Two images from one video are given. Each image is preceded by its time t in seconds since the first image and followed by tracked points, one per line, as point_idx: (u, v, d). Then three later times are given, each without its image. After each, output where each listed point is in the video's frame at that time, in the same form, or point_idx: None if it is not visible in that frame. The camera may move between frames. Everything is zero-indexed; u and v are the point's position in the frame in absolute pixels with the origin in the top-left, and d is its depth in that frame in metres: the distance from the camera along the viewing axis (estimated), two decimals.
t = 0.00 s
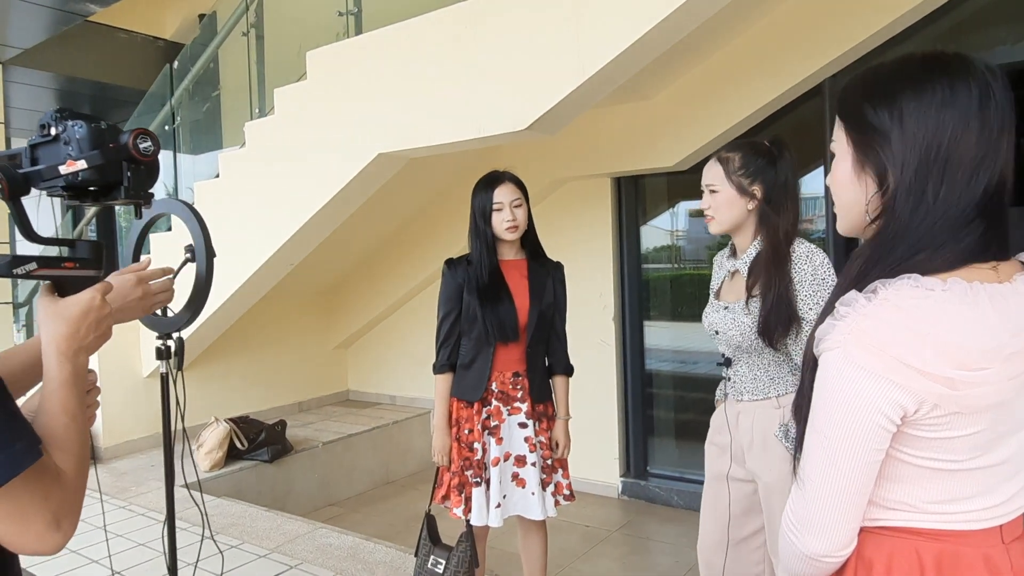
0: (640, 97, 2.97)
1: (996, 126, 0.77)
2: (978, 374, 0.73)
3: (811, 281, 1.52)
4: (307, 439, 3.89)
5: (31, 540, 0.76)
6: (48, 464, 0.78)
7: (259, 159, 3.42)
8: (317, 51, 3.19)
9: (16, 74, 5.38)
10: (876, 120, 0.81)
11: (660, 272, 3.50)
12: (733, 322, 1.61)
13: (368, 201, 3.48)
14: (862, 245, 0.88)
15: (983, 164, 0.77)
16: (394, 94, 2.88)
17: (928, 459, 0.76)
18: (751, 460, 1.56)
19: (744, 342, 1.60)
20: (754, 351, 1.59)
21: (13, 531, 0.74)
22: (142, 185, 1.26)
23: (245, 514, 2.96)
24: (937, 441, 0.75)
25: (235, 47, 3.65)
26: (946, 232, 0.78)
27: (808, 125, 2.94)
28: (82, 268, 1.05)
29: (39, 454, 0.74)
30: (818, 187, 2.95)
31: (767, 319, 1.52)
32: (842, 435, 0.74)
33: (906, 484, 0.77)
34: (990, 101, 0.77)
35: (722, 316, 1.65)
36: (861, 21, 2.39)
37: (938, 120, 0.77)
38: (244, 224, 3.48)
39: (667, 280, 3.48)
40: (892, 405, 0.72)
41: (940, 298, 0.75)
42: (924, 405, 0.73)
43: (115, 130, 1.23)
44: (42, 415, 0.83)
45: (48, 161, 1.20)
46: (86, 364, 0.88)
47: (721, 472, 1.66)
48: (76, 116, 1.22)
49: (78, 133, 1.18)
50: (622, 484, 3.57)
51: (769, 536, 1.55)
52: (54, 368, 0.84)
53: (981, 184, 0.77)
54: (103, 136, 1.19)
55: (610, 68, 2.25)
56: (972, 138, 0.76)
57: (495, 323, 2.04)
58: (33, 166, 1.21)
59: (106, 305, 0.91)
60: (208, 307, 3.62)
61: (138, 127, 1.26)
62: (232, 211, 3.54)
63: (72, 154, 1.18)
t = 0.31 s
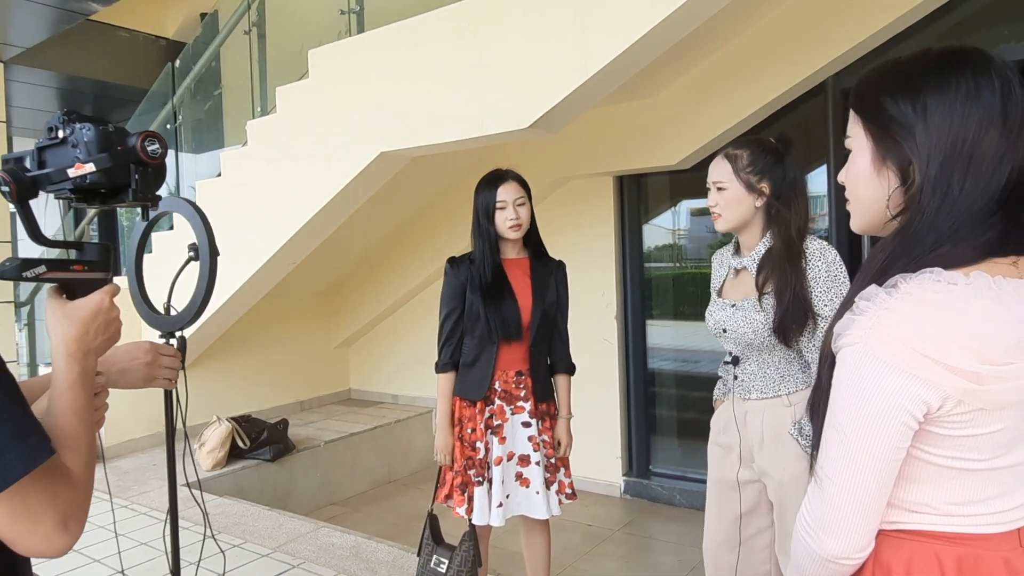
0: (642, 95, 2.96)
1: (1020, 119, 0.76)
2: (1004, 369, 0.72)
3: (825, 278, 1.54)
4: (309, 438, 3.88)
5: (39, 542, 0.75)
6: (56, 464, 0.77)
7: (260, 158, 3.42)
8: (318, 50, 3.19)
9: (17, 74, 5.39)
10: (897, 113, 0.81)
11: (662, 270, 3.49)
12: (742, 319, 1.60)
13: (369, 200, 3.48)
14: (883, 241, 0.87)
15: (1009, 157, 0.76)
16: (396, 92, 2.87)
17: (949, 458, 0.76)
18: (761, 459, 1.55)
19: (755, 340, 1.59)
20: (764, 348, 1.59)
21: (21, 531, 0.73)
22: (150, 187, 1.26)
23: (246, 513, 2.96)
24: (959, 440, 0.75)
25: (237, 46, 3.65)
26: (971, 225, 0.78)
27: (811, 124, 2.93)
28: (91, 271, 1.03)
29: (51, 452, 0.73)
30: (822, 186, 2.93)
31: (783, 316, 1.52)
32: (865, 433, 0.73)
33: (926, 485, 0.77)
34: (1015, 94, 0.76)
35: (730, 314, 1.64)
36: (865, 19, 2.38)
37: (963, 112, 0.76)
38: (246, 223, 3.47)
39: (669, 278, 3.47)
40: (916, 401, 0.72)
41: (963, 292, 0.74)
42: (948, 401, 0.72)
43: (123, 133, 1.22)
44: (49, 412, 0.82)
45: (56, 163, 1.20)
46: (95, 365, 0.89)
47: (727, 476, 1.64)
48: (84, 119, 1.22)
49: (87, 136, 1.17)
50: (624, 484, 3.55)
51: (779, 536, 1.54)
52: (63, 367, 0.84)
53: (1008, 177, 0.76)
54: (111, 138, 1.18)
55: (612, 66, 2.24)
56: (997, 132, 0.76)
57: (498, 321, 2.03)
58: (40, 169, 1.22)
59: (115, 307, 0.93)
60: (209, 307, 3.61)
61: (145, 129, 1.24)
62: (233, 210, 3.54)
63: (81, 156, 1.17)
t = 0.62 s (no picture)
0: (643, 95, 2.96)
1: None
2: (1019, 367, 0.73)
3: (823, 279, 1.51)
4: (309, 437, 3.89)
5: (32, 560, 0.73)
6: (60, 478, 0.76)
7: (260, 157, 3.42)
8: (319, 49, 3.19)
9: (17, 74, 5.41)
10: (906, 111, 0.81)
11: (662, 269, 3.49)
12: (743, 320, 1.61)
13: (369, 199, 3.48)
14: (894, 240, 0.87)
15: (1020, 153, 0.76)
16: (396, 91, 2.87)
17: (964, 459, 0.76)
18: (764, 459, 1.56)
19: (755, 341, 1.59)
20: (765, 349, 1.59)
21: (17, 547, 0.71)
22: (161, 214, 1.23)
23: (248, 513, 2.96)
24: (974, 440, 0.76)
25: (237, 45, 3.65)
26: (982, 223, 0.78)
27: (812, 123, 2.93)
28: (100, 297, 1.01)
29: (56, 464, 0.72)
30: (824, 185, 2.92)
31: (780, 318, 1.51)
32: (880, 433, 0.74)
33: (941, 486, 0.78)
34: None
35: (731, 314, 1.65)
36: (866, 18, 2.38)
37: (971, 110, 0.76)
38: (246, 222, 3.47)
39: (670, 277, 3.47)
40: (930, 400, 0.72)
41: (978, 288, 0.75)
42: (964, 400, 0.73)
43: (135, 160, 1.20)
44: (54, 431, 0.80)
45: (67, 190, 1.18)
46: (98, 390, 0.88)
47: (731, 474, 1.67)
48: (96, 145, 1.20)
49: (99, 163, 1.16)
50: (625, 483, 3.55)
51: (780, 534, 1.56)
52: (68, 388, 0.84)
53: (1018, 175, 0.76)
54: (123, 167, 1.16)
55: (613, 66, 2.24)
56: (1006, 128, 0.76)
57: (499, 321, 2.03)
58: (50, 195, 1.20)
59: (122, 332, 0.93)
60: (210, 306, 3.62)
61: (158, 157, 1.22)
62: (234, 209, 3.54)
63: (92, 184, 1.15)
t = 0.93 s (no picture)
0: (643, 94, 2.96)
1: None
2: None
3: (816, 281, 1.51)
4: (310, 437, 3.89)
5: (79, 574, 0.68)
6: (115, 491, 0.73)
7: (261, 157, 3.42)
8: (319, 49, 3.19)
9: (17, 74, 5.41)
10: (909, 112, 0.82)
11: (662, 269, 3.49)
12: (740, 320, 1.62)
13: (370, 199, 3.48)
14: (900, 240, 0.88)
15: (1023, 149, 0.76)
16: (396, 90, 2.88)
17: (972, 460, 0.78)
18: (759, 459, 1.58)
19: (748, 341, 1.61)
20: (761, 349, 1.61)
21: (66, 554, 0.67)
22: (213, 237, 1.23)
23: (249, 512, 2.96)
24: (981, 440, 0.77)
25: (238, 45, 3.65)
26: (986, 221, 0.78)
27: (812, 123, 2.93)
28: (149, 317, 0.96)
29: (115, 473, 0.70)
30: (824, 184, 2.91)
31: (771, 319, 1.53)
32: (890, 433, 0.75)
33: (948, 486, 0.79)
34: None
35: (731, 314, 1.66)
36: (865, 19, 2.38)
37: (973, 107, 0.77)
38: (246, 221, 3.48)
39: (671, 277, 3.47)
40: (942, 401, 0.73)
41: (990, 289, 0.76)
42: (974, 401, 0.74)
43: (187, 184, 1.20)
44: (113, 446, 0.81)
45: (120, 213, 1.20)
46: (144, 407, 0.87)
47: (731, 473, 1.69)
48: (147, 169, 1.20)
49: (151, 188, 1.15)
50: (625, 483, 3.56)
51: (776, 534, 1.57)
52: (117, 402, 0.83)
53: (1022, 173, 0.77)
54: (176, 192, 1.16)
55: (613, 66, 2.24)
56: (1010, 125, 0.76)
57: (498, 320, 2.03)
58: (102, 218, 1.21)
59: (170, 351, 0.93)
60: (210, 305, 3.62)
61: (209, 181, 1.22)
62: (234, 209, 3.54)
63: (146, 209, 1.16)
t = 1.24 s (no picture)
0: (642, 95, 2.97)
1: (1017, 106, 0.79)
2: None
3: (813, 282, 1.52)
4: (310, 437, 3.90)
5: (178, 554, 0.75)
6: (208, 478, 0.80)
7: (261, 157, 3.43)
8: (319, 49, 3.19)
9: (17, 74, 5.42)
10: (898, 114, 0.85)
11: (662, 270, 3.50)
12: (738, 320, 1.64)
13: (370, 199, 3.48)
14: (901, 239, 0.90)
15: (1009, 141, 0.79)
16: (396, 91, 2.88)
17: (970, 462, 0.79)
18: (758, 460, 1.59)
19: (749, 342, 1.62)
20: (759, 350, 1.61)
21: (164, 539, 0.74)
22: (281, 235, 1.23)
23: (249, 512, 2.97)
24: (980, 443, 0.78)
25: (238, 46, 3.66)
26: (979, 213, 0.80)
27: (812, 124, 2.94)
28: (228, 313, 1.05)
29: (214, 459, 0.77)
30: (823, 185, 2.91)
31: (766, 324, 1.54)
32: (890, 436, 0.76)
33: (946, 488, 0.80)
34: (1004, 83, 0.80)
35: (730, 315, 1.67)
36: (864, 20, 2.39)
37: (956, 106, 0.80)
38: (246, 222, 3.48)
39: (670, 277, 3.48)
40: (943, 405, 0.74)
41: (995, 296, 0.77)
42: (976, 406, 0.75)
43: (259, 183, 1.20)
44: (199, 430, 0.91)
45: (192, 212, 1.19)
46: (229, 397, 1.00)
47: (732, 474, 1.70)
48: (218, 168, 1.20)
49: (225, 186, 1.16)
50: (624, 483, 3.56)
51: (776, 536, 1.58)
52: (205, 394, 0.95)
53: (1007, 162, 0.79)
54: (249, 191, 1.16)
55: (614, 66, 2.25)
56: (994, 119, 0.79)
57: (497, 321, 2.04)
58: (174, 217, 1.21)
59: (251, 344, 1.05)
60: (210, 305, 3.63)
61: (279, 179, 1.22)
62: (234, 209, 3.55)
63: (221, 210, 1.16)
